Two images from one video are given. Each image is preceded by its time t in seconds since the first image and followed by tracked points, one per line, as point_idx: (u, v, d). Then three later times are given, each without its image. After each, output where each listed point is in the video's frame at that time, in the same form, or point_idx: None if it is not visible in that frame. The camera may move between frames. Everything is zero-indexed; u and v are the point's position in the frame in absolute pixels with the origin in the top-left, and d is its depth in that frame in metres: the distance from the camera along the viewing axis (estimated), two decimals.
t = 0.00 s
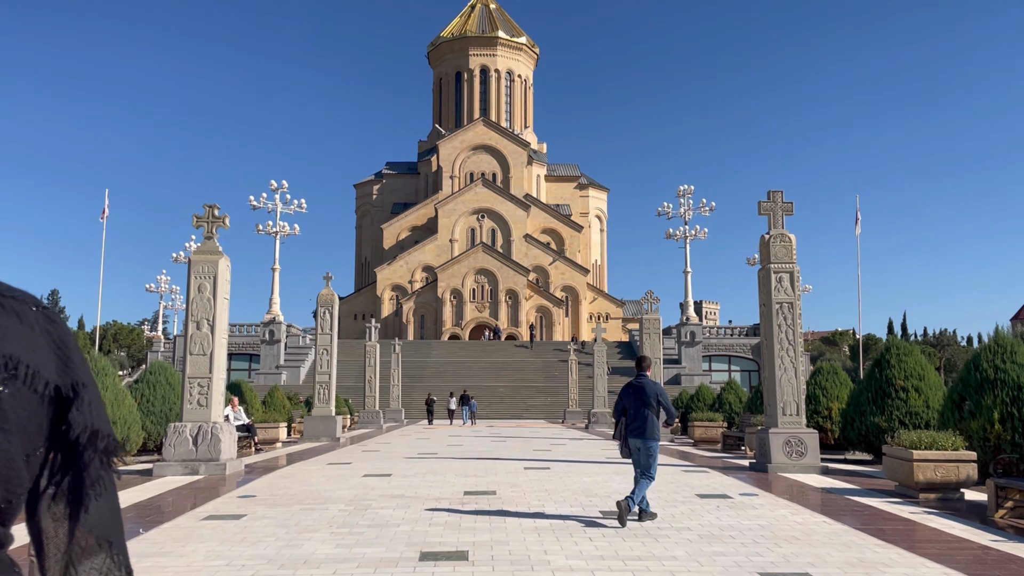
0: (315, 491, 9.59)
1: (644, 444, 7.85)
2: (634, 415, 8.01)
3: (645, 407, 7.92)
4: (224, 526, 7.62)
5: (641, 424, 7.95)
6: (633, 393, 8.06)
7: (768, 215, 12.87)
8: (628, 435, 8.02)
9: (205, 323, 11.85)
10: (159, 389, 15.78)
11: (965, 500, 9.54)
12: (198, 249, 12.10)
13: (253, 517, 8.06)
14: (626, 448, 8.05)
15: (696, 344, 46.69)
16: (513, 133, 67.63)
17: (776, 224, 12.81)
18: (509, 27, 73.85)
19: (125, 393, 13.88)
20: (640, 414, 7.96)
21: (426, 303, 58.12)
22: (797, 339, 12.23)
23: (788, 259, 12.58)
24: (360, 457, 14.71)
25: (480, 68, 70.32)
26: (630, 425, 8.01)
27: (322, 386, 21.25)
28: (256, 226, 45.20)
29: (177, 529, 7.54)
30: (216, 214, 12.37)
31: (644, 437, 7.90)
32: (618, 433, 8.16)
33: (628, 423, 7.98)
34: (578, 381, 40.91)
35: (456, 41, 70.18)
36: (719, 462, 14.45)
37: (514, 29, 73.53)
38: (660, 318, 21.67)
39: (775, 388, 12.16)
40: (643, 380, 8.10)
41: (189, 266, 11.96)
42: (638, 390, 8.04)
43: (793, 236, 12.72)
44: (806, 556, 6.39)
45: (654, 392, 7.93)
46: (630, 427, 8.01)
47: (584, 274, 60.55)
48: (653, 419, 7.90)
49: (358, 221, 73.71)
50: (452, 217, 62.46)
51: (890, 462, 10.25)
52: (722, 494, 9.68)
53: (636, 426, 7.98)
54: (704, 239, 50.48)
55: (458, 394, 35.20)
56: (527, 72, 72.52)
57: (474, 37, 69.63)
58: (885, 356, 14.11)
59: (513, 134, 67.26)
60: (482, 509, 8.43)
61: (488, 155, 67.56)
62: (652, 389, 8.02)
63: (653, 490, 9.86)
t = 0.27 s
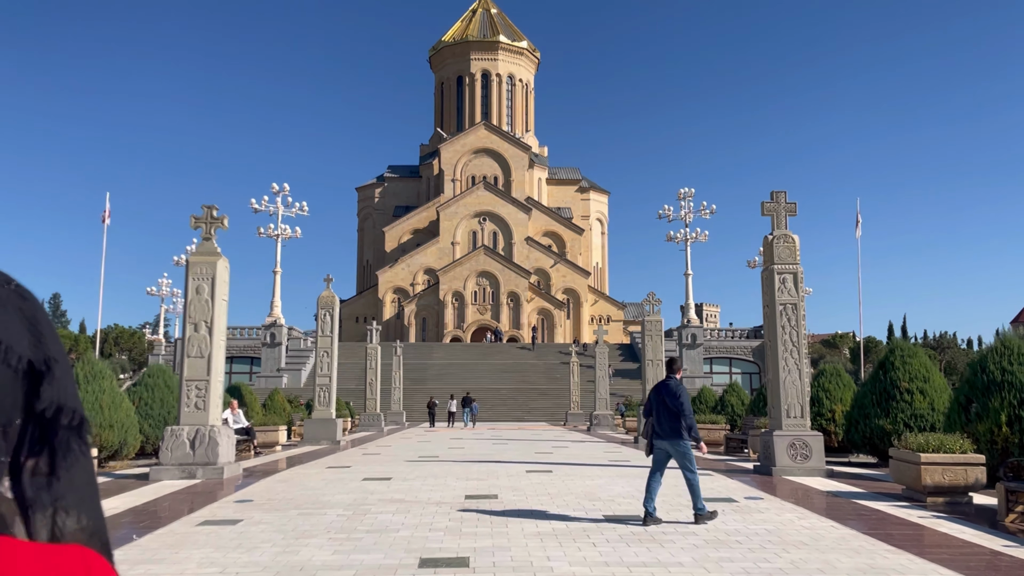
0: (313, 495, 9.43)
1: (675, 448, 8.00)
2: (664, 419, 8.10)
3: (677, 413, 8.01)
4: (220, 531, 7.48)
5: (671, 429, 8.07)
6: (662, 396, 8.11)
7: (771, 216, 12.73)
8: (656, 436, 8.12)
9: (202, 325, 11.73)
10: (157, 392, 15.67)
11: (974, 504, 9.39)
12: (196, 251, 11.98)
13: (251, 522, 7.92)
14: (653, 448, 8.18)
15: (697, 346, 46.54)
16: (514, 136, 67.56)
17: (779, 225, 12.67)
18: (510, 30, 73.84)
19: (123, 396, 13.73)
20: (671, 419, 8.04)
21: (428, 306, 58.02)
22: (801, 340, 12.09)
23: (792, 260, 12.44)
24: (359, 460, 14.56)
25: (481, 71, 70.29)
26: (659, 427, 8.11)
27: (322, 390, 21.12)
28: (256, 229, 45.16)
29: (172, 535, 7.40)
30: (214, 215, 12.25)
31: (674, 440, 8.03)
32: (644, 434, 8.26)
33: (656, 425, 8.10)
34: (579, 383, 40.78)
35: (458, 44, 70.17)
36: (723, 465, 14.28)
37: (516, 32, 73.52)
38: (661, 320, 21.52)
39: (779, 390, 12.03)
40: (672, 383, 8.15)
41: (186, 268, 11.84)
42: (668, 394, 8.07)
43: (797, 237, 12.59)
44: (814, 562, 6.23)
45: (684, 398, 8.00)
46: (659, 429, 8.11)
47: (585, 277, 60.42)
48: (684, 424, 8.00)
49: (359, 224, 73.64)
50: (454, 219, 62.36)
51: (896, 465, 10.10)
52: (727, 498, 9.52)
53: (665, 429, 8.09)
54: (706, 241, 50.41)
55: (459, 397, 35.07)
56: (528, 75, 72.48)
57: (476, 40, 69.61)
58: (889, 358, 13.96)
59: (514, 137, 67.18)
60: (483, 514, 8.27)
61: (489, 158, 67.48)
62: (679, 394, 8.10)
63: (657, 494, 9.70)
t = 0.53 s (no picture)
0: (310, 508, 9.20)
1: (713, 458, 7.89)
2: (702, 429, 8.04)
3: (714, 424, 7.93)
4: (213, 547, 7.26)
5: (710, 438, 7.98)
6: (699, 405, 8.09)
7: (778, 223, 12.52)
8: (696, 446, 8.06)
9: (198, 333, 11.52)
10: (153, 401, 15.45)
11: (988, 518, 9.17)
12: (192, 258, 11.78)
13: (245, 537, 7.69)
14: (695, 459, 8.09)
15: (700, 354, 46.27)
16: (516, 143, 67.47)
17: (786, 231, 12.46)
18: (512, 37, 73.81)
19: (118, 405, 13.51)
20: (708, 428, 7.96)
21: (429, 312, 57.80)
22: (808, 349, 11.87)
23: (800, 268, 12.21)
24: (358, 471, 14.33)
25: (483, 78, 70.25)
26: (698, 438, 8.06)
27: (321, 398, 20.90)
28: (256, 235, 44.98)
29: (163, 551, 7.17)
30: (211, 221, 12.05)
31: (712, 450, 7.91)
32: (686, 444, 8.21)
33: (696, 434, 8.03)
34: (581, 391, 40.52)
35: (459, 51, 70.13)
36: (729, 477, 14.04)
37: (517, 39, 73.50)
38: (664, 328, 21.29)
39: (787, 401, 11.81)
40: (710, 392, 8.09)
41: (183, 275, 11.64)
42: (704, 404, 8.03)
43: (804, 244, 12.37)
44: None
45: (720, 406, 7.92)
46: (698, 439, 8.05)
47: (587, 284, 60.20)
48: (722, 433, 7.89)
49: (361, 230, 73.48)
50: (455, 226, 62.20)
51: (908, 478, 9.88)
52: (735, 512, 9.29)
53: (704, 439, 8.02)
54: (708, 247, 50.19)
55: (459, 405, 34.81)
56: (530, 82, 72.42)
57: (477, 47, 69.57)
58: (898, 367, 13.73)
59: (516, 143, 67.08)
60: (484, 528, 8.03)
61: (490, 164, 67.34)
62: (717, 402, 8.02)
63: (663, 507, 9.47)
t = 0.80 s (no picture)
0: (305, 517, 9.02)
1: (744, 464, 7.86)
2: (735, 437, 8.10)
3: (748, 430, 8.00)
4: (205, 557, 7.08)
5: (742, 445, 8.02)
6: (733, 414, 8.22)
7: (781, 227, 12.37)
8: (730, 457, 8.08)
9: (195, 338, 11.36)
10: (150, 407, 15.28)
11: (997, 528, 8.98)
12: (188, 262, 11.63)
13: (239, 547, 7.52)
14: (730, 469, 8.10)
15: (702, 359, 46.09)
16: (517, 148, 67.42)
17: (790, 236, 12.30)
18: (513, 43, 73.83)
19: (114, 411, 13.34)
20: (742, 435, 8.03)
21: (429, 317, 57.62)
22: (813, 355, 11.71)
23: (804, 273, 12.05)
24: (357, 478, 14.14)
25: (484, 83, 70.22)
26: (731, 447, 8.09)
27: (320, 404, 20.73)
28: (256, 240, 44.85)
29: (153, 561, 6.99)
30: (208, 225, 11.90)
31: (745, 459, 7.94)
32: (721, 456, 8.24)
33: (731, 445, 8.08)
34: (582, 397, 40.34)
35: (461, 57, 70.12)
36: (732, 485, 13.86)
37: (519, 45, 73.49)
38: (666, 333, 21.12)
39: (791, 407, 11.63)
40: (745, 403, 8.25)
41: (178, 279, 11.49)
42: (739, 412, 8.17)
43: (808, 248, 12.21)
44: None
45: (755, 413, 8.02)
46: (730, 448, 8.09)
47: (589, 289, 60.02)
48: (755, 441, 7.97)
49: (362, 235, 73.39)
50: (456, 231, 62.08)
51: (916, 487, 9.70)
52: (739, 521, 9.11)
53: (738, 448, 8.05)
54: (709, 253, 50.02)
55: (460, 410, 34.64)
56: (532, 88, 72.38)
57: (479, 52, 69.54)
58: (903, 373, 13.56)
59: (517, 149, 67.04)
60: (483, 537, 7.85)
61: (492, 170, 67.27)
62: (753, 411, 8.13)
63: (666, 516, 9.29)
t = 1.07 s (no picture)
0: (299, 524, 8.87)
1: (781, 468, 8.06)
2: (770, 441, 8.32)
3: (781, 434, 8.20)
4: (195, 565, 6.92)
5: (778, 449, 8.23)
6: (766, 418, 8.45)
7: (783, 230, 12.23)
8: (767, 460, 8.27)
9: (189, 342, 11.21)
10: (146, 411, 15.12)
11: (1003, 535, 8.83)
12: (183, 264, 11.49)
13: (229, 555, 7.36)
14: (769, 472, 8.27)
15: (703, 364, 45.95)
16: (518, 153, 67.37)
17: (791, 239, 12.17)
18: (514, 48, 73.86)
19: (109, 415, 13.19)
20: (777, 439, 8.23)
21: (430, 322, 57.48)
22: (815, 359, 11.56)
23: (806, 276, 11.91)
24: (354, 484, 13.97)
25: (485, 89, 70.21)
26: (769, 450, 8.31)
27: (318, 409, 20.56)
28: (256, 244, 44.75)
29: (141, 569, 6.84)
30: (203, 227, 11.79)
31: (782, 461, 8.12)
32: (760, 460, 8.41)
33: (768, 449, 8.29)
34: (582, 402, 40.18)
35: (462, 62, 70.12)
36: (734, 491, 13.70)
37: (520, 50, 73.50)
38: (667, 339, 20.96)
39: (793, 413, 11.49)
40: (777, 405, 8.47)
41: (172, 281, 11.35)
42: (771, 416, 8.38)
43: (810, 251, 12.07)
44: None
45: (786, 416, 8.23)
46: (767, 452, 8.32)
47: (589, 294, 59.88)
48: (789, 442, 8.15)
49: (363, 240, 73.28)
50: (457, 236, 61.97)
51: (920, 494, 9.55)
52: (740, 529, 8.96)
53: (775, 451, 8.26)
54: (710, 258, 49.88)
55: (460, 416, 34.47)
56: (532, 93, 72.36)
57: (480, 58, 69.53)
58: (906, 379, 13.41)
59: (518, 154, 66.99)
60: (478, 545, 7.68)
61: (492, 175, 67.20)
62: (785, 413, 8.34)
63: (665, 523, 9.12)
